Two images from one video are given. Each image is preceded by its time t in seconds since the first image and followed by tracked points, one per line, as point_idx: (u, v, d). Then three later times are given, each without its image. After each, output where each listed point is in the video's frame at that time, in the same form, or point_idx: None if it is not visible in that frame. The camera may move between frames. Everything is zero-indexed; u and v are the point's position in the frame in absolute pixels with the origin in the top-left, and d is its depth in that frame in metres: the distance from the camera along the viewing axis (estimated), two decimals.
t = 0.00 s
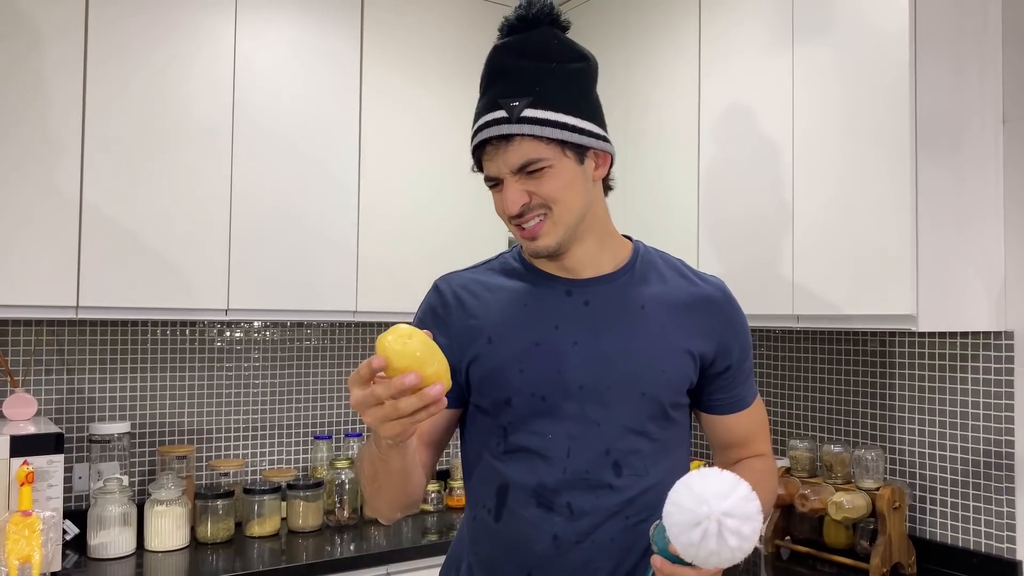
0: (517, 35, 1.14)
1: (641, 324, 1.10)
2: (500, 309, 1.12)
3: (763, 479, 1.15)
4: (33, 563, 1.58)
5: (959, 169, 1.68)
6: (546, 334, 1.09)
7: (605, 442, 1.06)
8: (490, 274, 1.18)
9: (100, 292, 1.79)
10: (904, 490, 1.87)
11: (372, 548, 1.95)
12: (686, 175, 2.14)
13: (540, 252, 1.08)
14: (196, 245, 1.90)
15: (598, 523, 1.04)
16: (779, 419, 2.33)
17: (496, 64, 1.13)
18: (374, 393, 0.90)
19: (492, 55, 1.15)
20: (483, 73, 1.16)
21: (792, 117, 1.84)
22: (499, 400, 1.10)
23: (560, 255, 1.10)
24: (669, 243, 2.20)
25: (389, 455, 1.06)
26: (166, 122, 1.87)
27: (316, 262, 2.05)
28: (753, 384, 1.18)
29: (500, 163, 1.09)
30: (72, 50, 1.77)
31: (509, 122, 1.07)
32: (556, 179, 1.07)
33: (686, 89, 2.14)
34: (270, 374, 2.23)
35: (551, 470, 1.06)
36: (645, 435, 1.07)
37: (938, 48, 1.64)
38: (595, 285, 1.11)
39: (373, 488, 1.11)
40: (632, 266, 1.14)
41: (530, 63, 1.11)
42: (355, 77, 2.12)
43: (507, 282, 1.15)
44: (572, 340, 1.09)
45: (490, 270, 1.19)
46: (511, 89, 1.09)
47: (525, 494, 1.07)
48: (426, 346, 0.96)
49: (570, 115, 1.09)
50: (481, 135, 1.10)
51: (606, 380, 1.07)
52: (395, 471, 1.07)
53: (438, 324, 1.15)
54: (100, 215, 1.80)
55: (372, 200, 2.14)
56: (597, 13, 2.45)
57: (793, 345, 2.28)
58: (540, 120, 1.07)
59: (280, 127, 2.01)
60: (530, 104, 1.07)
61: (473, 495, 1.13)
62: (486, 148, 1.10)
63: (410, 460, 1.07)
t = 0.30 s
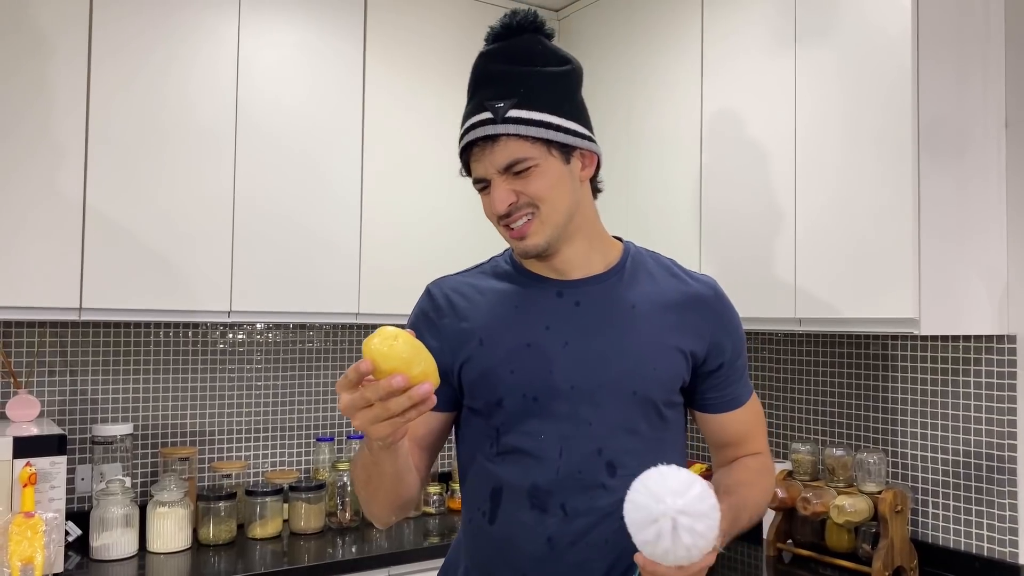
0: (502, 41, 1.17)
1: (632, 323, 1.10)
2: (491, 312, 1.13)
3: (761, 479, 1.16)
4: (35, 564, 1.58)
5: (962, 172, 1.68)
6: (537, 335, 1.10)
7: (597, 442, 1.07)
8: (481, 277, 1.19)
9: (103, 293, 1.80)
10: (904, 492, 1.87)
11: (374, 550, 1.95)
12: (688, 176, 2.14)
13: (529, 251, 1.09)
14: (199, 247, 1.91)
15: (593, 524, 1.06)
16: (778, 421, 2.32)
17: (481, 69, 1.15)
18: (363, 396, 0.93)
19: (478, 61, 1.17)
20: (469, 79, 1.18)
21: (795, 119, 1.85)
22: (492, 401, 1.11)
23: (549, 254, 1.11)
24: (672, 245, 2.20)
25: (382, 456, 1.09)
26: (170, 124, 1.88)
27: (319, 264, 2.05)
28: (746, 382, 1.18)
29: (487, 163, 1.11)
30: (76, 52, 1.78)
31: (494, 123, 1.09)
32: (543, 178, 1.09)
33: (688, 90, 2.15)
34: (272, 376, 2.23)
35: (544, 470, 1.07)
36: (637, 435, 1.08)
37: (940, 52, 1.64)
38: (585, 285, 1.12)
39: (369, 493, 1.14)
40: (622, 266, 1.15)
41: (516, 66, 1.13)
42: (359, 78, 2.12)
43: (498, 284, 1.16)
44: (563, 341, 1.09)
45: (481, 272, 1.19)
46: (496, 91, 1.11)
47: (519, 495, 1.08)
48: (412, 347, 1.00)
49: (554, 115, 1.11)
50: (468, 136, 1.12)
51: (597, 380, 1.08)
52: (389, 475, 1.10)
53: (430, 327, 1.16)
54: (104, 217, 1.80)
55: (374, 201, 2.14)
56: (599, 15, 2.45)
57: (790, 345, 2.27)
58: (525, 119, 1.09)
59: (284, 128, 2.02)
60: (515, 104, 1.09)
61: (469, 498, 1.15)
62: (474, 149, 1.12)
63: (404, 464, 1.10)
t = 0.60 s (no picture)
0: None
1: (642, 337, 0.93)
2: (472, 327, 0.95)
3: (799, 523, 0.98)
4: None
5: None
6: (527, 353, 0.93)
7: (601, 482, 0.89)
8: (461, 283, 1.00)
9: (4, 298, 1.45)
10: (996, 541, 1.52)
11: None
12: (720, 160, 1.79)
13: (512, 229, 0.93)
14: (128, 241, 1.56)
15: None
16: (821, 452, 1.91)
17: (452, 23, 0.98)
18: (291, 435, 0.71)
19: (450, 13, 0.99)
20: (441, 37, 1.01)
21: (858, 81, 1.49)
22: (473, 435, 0.92)
23: (536, 237, 0.95)
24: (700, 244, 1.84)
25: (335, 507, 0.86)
26: (92, 89, 1.53)
27: (279, 265, 1.70)
28: (780, 405, 0.99)
29: (460, 127, 0.95)
30: None
31: (466, 79, 0.94)
32: (525, 142, 0.94)
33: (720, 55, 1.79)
34: (221, 396, 1.88)
35: (536, 516, 0.89)
36: (647, 472, 0.91)
37: None
38: (585, 292, 0.95)
39: (321, 552, 0.90)
40: (630, 268, 0.97)
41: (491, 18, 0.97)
42: (327, 39, 1.77)
43: (480, 292, 0.97)
44: (559, 358, 0.92)
45: (458, 276, 1.01)
46: (466, 45, 0.95)
47: (506, 546, 0.90)
48: (368, 378, 0.77)
49: (535, 69, 0.95)
50: (436, 98, 0.96)
51: (600, 405, 0.91)
52: (346, 527, 0.87)
53: (398, 347, 0.97)
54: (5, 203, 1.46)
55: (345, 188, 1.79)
56: None
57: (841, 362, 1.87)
58: (501, 73, 0.93)
59: (236, 99, 1.67)
60: (488, 57, 0.94)
61: (445, 550, 0.96)
62: (444, 112, 0.97)
63: (364, 512, 0.87)
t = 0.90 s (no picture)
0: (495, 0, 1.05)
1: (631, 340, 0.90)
2: (457, 332, 0.92)
3: (791, 529, 0.96)
4: None
5: None
6: (514, 359, 0.90)
7: (589, 489, 0.87)
8: (445, 288, 0.96)
9: None
10: (1007, 549, 1.49)
11: None
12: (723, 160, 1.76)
13: (499, 186, 0.92)
14: (121, 241, 1.53)
15: None
16: (828, 458, 1.87)
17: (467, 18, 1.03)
18: (279, 466, 0.69)
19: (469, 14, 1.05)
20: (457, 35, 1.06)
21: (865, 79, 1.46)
22: (459, 443, 0.90)
23: (524, 203, 0.93)
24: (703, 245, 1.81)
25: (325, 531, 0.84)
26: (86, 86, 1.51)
27: (275, 265, 1.68)
28: (773, 408, 0.97)
29: (466, 91, 0.99)
30: None
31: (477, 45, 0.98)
32: (525, 109, 0.97)
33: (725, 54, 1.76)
34: (219, 400, 1.85)
35: (524, 524, 0.87)
36: (637, 479, 0.88)
37: None
38: (573, 293, 0.92)
39: None
40: (619, 268, 0.94)
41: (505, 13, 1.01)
42: (325, 37, 1.75)
43: (464, 297, 0.94)
44: (546, 363, 0.89)
45: (441, 280, 0.98)
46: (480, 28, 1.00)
47: (493, 555, 0.88)
48: (354, 405, 0.76)
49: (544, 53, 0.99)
50: (447, 65, 1.00)
51: (588, 411, 0.88)
52: (337, 550, 0.85)
53: (381, 354, 0.94)
54: None
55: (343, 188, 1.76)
56: None
57: (847, 364, 1.84)
58: (511, 46, 0.97)
59: (232, 97, 1.64)
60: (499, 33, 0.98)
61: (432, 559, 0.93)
62: (453, 79, 1.00)
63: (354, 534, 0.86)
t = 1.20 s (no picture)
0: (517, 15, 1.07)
1: (626, 340, 0.88)
2: (450, 330, 0.90)
3: (787, 537, 0.93)
4: None
5: None
6: (507, 358, 0.87)
7: (582, 491, 0.84)
8: (438, 285, 0.94)
9: None
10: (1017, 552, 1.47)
11: None
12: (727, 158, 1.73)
13: (502, 161, 0.90)
14: (114, 240, 1.51)
15: None
16: (835, 460, 1.84)
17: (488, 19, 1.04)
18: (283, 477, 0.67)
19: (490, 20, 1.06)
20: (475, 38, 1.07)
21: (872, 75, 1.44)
22: (451, 443, 0.87)
23: (525, 182, 0.91)
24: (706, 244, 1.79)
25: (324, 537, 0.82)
26: (81, 83, 1.49)
27: (271, 264, 1.65)
28: (770, 413, 0.94)
29: (478, 75, 0.98)
30: None
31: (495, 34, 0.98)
32: (535, 96, 0.96)
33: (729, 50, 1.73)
34: (216, 402, 1.83)
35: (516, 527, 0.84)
36: (631, 481, 0.86)
37: None
38: (567, 291, 0.90)
39: None
40: (614, 267, 0.92)
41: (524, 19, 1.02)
42: (323, 34, 1.72)
43: (457, 294, 0.92)
44: (540, 363, 0.87)
45: (435, 277, 0.95)
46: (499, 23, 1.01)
47: (485, 558, 0.85)
48: (353, 409, 0.74)
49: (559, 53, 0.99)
50: (461, 49, 1.00)
51: (582, 412, 0.86)
52: (335, 557, 0.83)
53: (373, 353, 0.91)
54: None
55: (340, 187, 1.73)
56: None
57: (852, 365, 1.81)
58: (528, 38, 0.98)
59: (228, 94, 1.62)
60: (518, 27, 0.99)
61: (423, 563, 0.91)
62: (466, 64, 1.00)
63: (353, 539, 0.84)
